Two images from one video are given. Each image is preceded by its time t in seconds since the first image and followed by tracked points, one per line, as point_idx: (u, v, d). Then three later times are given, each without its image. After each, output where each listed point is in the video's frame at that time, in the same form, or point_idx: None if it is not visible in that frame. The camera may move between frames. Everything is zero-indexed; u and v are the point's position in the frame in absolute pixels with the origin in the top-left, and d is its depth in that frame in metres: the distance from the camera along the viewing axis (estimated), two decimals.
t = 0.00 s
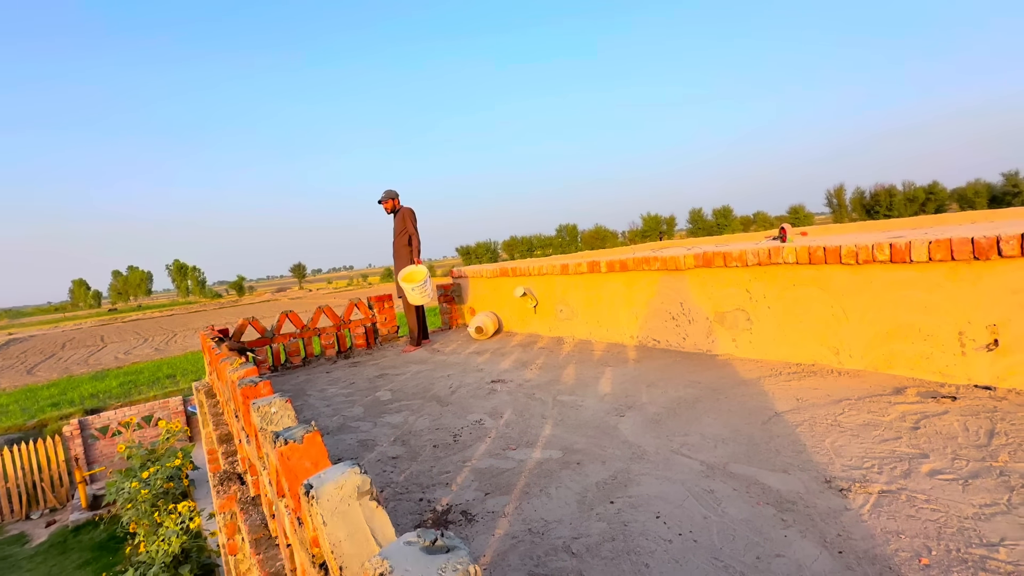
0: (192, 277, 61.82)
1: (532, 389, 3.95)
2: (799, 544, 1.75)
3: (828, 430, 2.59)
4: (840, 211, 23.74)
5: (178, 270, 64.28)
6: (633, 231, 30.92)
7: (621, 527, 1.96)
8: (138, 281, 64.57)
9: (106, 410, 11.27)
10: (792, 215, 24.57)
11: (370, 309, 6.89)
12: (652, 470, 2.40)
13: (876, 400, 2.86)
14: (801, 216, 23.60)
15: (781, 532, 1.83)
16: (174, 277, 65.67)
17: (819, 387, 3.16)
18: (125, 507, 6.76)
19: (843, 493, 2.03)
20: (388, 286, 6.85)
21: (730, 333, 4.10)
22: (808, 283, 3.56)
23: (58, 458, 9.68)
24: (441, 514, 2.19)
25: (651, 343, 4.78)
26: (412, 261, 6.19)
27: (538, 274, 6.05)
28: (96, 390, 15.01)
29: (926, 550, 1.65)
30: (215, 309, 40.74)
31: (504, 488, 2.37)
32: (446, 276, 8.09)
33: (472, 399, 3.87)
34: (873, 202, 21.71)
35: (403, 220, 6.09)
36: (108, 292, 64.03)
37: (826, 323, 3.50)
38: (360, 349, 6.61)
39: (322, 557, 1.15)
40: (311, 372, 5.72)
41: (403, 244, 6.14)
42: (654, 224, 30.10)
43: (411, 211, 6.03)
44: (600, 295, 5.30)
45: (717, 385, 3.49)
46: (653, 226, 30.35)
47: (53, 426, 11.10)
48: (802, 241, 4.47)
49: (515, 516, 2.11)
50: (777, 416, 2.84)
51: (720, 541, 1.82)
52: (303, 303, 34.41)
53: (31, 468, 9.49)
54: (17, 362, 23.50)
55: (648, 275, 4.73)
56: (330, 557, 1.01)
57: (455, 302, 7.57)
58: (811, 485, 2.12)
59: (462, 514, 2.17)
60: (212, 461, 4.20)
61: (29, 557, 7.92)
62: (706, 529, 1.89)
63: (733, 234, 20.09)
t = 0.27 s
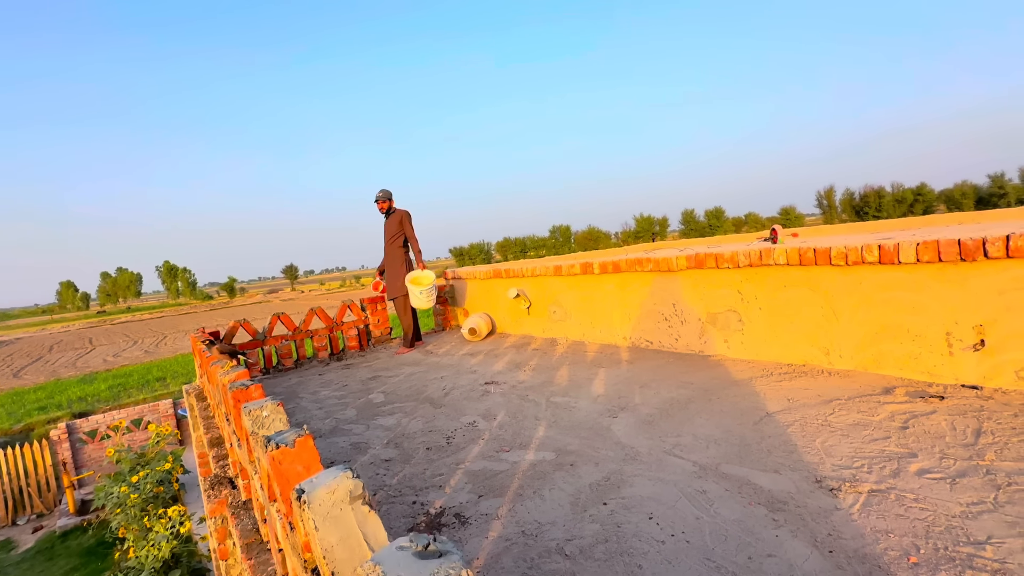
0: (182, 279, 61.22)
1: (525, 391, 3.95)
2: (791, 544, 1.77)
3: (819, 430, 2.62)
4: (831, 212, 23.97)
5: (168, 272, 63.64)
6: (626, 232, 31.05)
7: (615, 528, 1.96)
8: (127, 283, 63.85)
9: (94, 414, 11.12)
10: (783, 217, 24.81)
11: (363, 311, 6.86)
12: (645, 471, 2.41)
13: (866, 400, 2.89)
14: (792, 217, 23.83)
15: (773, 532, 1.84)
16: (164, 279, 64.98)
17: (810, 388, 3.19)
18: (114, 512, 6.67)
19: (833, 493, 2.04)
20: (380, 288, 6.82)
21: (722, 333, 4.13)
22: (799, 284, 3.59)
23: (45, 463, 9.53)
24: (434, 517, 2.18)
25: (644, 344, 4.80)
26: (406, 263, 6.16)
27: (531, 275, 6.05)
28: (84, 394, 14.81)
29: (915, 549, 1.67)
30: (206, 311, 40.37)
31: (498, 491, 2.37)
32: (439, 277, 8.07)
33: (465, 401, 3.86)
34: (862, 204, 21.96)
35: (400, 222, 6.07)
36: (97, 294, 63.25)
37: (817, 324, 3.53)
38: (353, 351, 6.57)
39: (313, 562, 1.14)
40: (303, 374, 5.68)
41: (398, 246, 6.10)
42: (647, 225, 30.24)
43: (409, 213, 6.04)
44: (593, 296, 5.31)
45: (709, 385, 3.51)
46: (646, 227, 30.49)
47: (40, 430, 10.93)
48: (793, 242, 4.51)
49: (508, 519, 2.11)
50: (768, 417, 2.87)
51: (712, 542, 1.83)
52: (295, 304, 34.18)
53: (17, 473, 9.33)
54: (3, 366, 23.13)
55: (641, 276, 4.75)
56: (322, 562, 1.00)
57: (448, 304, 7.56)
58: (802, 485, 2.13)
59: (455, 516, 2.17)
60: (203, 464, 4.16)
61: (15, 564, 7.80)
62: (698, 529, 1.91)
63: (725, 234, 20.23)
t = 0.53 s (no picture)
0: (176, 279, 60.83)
1: (520, 391, 3.95)
2: (784, 543, 1.77)
3: (812, 429, 2.63)
4: (825, 213, 24.12)
5: (162, 272, 63.25)
6: (622, 233, 31.14)
7: (609, 528, 1.96)
8: (120, 284, 63.43)
9: (86, 416, 11.03)
10: (778, 218, 24.97)
11: (358, 311, 6.83)
12: (640, 471, 2.41)
13: (859, 399, 2.91)
14: (786, 218, 23.97)
15: (766, 531, 1.84)
16: (158, 279, 64.57)
17: (803, 387, 3.20)
18: (106, 515, 6.61)
19: (826, 492, 2.05)
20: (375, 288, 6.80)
21: (717, 333, 4.14)
22: (792, 284, 3.60)
23: (36, 465, 9.44)
24: (428, 517, 2.18)
25: (639, 344, 4.81)
26: (402, 264, 6.15)
27: (526, 275, 6.05)
28: (76, 395, 14.68)
29: (907, 547, 1.68)
30: (200, 312, 40.14)
31: (492, 491, 2.36)
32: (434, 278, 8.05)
33: (460, 401, 3.86)
34: (857, 205, 22.10)
35: (396, 223, 6.07)
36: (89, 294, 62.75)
37: (811, 324, 3.54)
38: (348, 351, 6.55)
39: (305, 563, 1.13)
40: (298, 375, 5.65)
41: (394, 247, 6.08)
42: (642, 226, 30.34)
43: (406, 215, 6.05)
44: (588, 297, 5.31)
45: (703, 385, 3.52)
46: (641, 228, 30.57)
47: (31, 432, 10.84)
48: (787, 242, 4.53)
49: (502, 519, 2.10)
50: (762, 416, 2.88)
51: (706, 541, 1.83)
52: (290, 305, 34.05)
53: (7, 475, 9.24)
54: None
55: (636, 276, 4.76)
56: (313, 562, 1.00)
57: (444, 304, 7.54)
58: (796, 484, 2.14)
59: (449, 517, 2.16)
60: (195, 466, 4.13)
61: (5, 567, 7.72)
62: (692, 528, 1.91)
63: (720, 235, 20.33)
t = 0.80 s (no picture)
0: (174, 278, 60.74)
1: (519, 391, 3.95)
2: (783, 543, 1.77)
3: (810, 430, 2.63)
4: (824, 214, 24.14)
5: (161, 271, 63.20)
6: (621, 234, 31.16)
7: (607, 528, 1.96)
8: (120, 283, 63.39)
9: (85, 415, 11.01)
10: (777, 218, 25.01)
11: (357, 311, 6.83)
12: (638, 471, 2.41)
13: (857, 400, 2.91)
14: (786, 219, 23.99)
15: (765, 531, 1.85)
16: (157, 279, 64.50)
17: (802, 388, 3.21)
18: (104, 514, 6.60)
19: (825, 492, 2.05)
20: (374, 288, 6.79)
21: (716, 334, 4.14)
22: (792, 285, 3.60)
23: (35, 464, 9.43)
24: (427, 517, 2.18)
25: (638, 345, 4.81)
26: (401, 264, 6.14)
27: (525, 275, 6.05)
28: (75, 394, 14.66)
29: (905, 547, 1.68)
30: (199, 311, 40.10)
31: (491, 491, 2.36)
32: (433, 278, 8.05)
33: (459, 401, 3.85)
34: (855, 206, 22.15)
35: (395, 223, 6.06)
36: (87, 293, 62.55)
37: (810, 324, 3.54)
38: (347, 351, 6.55)
39: (303, 563, 1.13)
40: (297, 375, 5.65)
41: (393, 247, 6.08)
42: (642, 227, 30.36)
43: (405, 215, 6.05)
44: (587, 297, 5.31)
45: (702, 385, 3.52)
46: (641, 229, 30.59)
47: (30, 431, 10.84)
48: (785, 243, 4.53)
49: (500, 519, 2.10)
50: (761, 417, 2.88)
51: (704, 541, 1.83)
52: (289, 305, 34.03)
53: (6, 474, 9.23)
54: None
55: (635, 277, 4.76)
56: (311, 562, 0.99)
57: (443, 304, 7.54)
58: (794, 484, 2.14)
59: (448, 517, 2.16)
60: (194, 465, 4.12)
61: (3, 566, 7.71)
62: (691, 529, 1.91)
63: (719, 236, 20.35)
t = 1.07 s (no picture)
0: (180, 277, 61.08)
1: (523, 391, 3.95)
2: (788, 545, 1.76)
3: (815, 432, 2.62)
4: (830, 215, 24.00)
5: (167, 270, 63.59)
6: (626, 234, 31.10)
7: (611, 529, 1.96)
8: (126, 281, 63.83)
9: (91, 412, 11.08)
10: (782, 220, 24.92)
11: (361, 310, 6.85)
12: (642, 472, 2.41)
13: (863, 402, 2.89)
14: (791, 220, 23.87)
15: (769, 534, 1.84)
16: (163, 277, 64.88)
17: (807, 390, 3.19)
18: (109, 511, 6.64)
19: (830, 495, 2.04)
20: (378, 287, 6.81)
21: (720, 335, 4.13)
22: (797, 287, 3.59)
23: (41, 461, 9.50)
24: (430, 516, 2.18)
25: (642, 345, 4.80)
26: (404, 263, 6.15)
27: (529, 275, 6.05)
28: (81, 392, 14.76)
29: (911, 551, 1.67)
30: (204, 310, 40.31)
31: (494, 491, 2.36)
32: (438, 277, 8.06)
33: (462, 401, 3.86)
34: (861, 207, 22.06)
35: (398, 223, 6.07)
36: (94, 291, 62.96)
37: (816, 326, 3.52)
38: (351, 350, 6.57)
39: (308, 560, 1.14)
40: (301, 373, 5.67)
41: (396, 246, 6.09)
42: (646, 227, 30.30)
43: (408, 214, 6.05)
44: (591, 297, 5.31)
45: (707, 387, 3.51)
46: (645, 229, 30.51)
47: (37, 427, 10.92)
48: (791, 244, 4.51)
49: (504, 519, 2.10)
50: (765, 418, 2.87)
51: (708, 543, 1.83)
52: (294, 304, 34.15)
53: (13, 470, 9.31)
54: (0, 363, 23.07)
55: (640, 277, 4.75)
56: (316, 560, 1.00)
57: (447, 304, 7.55)
58: (799, 486, 2.13)
59: (451, 516, 2.17)
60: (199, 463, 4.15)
61: (9, 562, 7.78)
62: (695, 530, 1.90)
63: (723, 236, 20.27)
